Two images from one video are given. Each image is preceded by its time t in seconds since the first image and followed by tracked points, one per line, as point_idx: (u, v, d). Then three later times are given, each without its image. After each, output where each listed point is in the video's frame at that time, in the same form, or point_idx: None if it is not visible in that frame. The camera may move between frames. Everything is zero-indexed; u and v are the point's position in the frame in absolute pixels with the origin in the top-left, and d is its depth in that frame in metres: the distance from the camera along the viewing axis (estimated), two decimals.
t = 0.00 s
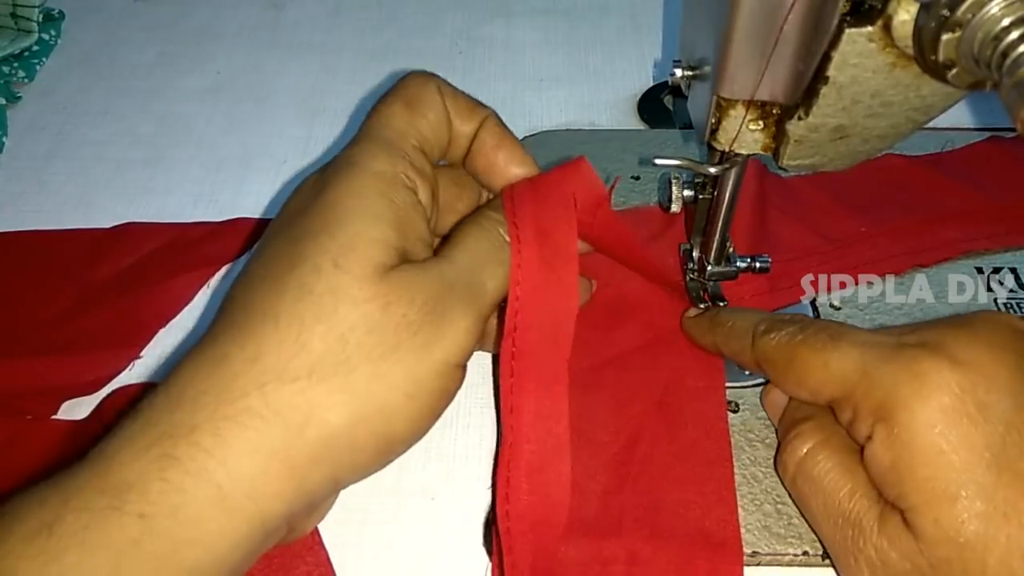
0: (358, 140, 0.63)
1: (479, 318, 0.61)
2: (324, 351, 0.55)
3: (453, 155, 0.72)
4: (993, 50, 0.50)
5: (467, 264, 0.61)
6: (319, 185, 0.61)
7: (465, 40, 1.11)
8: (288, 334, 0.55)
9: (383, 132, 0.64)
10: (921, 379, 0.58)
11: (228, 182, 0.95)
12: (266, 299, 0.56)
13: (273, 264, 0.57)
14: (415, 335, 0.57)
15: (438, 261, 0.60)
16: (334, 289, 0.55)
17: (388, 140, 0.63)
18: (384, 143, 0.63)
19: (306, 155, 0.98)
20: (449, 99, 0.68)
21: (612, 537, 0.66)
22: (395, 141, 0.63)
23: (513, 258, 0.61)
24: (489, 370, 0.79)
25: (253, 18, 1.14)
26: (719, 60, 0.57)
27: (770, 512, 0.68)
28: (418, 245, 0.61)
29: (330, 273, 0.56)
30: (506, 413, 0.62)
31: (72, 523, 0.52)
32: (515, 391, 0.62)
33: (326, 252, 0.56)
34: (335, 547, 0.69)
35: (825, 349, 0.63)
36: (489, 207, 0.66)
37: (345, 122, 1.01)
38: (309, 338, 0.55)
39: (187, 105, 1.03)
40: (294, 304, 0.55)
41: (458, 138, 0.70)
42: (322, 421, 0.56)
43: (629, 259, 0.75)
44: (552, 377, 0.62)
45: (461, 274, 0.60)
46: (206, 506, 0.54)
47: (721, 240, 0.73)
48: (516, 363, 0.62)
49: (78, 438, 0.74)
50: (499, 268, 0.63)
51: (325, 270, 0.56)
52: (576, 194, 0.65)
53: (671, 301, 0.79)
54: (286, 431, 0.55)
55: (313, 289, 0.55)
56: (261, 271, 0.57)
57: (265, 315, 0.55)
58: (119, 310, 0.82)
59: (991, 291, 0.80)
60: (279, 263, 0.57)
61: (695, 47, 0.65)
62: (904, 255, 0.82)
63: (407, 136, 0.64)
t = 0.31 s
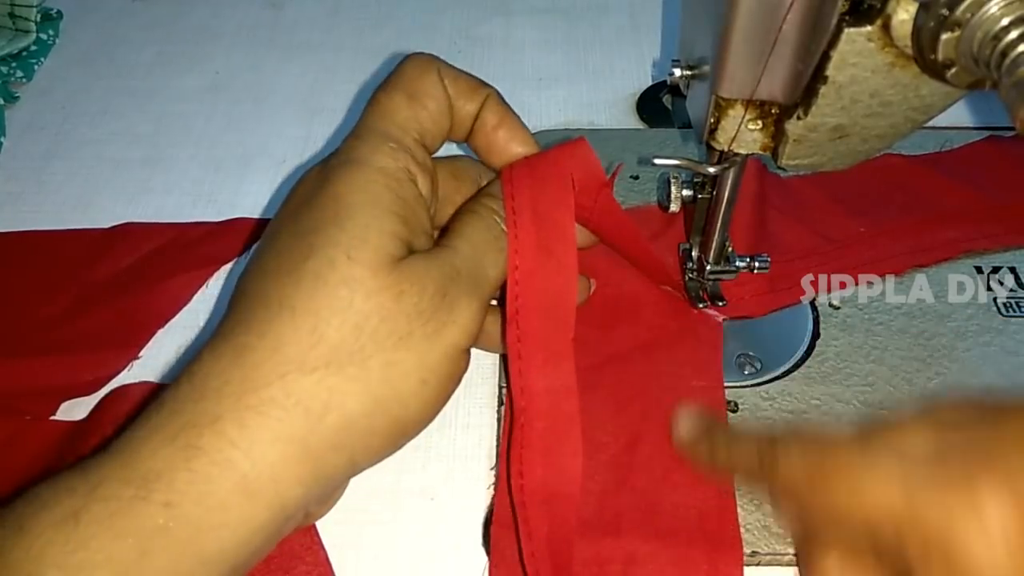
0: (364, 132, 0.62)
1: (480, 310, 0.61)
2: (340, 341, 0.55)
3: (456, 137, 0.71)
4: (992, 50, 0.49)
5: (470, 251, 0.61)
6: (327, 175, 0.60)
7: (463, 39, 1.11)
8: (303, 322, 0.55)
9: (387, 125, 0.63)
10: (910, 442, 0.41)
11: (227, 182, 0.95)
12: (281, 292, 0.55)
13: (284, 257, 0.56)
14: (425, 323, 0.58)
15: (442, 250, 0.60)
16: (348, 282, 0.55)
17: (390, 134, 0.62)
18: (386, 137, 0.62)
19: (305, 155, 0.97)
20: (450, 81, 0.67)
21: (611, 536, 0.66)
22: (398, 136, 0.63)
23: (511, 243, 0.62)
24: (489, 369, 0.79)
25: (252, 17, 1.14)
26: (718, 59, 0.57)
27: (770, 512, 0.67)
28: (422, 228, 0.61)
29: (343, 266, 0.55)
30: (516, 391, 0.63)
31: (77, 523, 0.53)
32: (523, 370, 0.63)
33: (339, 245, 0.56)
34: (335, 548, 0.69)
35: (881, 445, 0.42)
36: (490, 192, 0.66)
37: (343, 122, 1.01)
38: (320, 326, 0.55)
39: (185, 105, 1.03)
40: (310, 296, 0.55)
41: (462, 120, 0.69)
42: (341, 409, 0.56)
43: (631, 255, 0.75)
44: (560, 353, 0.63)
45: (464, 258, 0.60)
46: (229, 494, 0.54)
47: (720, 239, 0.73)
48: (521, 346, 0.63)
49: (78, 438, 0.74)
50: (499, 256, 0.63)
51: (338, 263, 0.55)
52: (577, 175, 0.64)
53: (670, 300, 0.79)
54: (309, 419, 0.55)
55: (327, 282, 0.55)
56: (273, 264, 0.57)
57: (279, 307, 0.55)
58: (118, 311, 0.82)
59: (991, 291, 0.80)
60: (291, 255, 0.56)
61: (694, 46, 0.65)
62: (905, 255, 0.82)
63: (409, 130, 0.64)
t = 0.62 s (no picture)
0: (367, 132, 0.63)
1: (483, 308, 0.61)
2: (342, 344, 0.56)
3: (457, 141, 0.71)
4: (994, 50, 0.50)
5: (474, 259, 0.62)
6: (329, 175, 0.60)
7: (464, 39, 1.11)
8: (306, 324, 0.55)
9: (388, 126, 0.63)
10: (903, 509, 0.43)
11: (228, 181, 0.95)
12: (284, 290, 0.55)
13: (286, 256, 0.56)
14: (427, 325, 0.58)
15: (444, 251, 0.60)
16: (348, 283, 0.55)
17: (391, 135, 0.63)
18: (386, 137, 0.62)
19: (306, 155, 0.97)
20: (451, 85, 0.67)
21: (611, 537, 0.66)
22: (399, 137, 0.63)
23: (515, 241, 0.61)
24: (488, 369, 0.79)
25: (254, 17, 1.14)
26: (720, 59, 0.57)
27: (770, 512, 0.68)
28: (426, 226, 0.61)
29: (344, 267, 0.55)
30: (519, 390, 0.63)
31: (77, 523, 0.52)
32: (527, 368, 0.63)
33: (340, 246, 0.56)
34: (336, 547, 0.69)
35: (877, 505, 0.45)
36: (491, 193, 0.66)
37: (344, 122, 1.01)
38: (321, 328, 0.55)
39: (187, 104, 1.03)
40: (311, 296, 0.55)
41: (463, 124, 0.69)
42: (341, 411, 0.56)
43: (634, 253, 0.75)
44: (560, 353, 0.63)
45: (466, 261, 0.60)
46: (229, 495, 0.54)
47: (721, 240, 0.73)
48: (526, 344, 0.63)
49: (78, 437, 0.74)
50: (502, 257, 0.63)
51: (339, 263, 0.56)
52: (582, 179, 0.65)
53: (671, 299, 0.79)
54: (309, 423, 0.55)
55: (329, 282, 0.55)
56: (276, 263, 0.57)
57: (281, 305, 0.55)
58: (118, 310, 0.82)
59: (991, 291, 0.80)
60: (292, 254, 0.56)
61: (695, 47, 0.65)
62: (905, 255, 0.82)
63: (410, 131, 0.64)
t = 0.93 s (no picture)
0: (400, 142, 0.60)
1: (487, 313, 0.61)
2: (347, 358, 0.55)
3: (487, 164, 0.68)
4: (994, 50, 0.50)
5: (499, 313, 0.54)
6: (350, 183, 0.57)
7: (465, 40, 1.11)
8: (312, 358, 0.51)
9: (424, 138, 0.61)
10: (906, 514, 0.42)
11: (229, 181, 0.95)
12: (290, 305, 0.52)
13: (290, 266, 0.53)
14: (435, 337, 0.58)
15: (451, 276, 0.53)
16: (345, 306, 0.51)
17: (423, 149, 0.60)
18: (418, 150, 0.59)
19: (307, 155, 0.97)
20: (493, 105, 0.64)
21: (611, 539, 0.66)
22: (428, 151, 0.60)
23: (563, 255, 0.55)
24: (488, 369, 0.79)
25: (255, 16, 1.14)
26: (720, 60, 0.57)
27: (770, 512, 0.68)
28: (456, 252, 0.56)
29: (343, 291, 0.52)
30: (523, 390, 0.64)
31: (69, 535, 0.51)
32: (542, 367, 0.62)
33: (342, 264, 0.52)
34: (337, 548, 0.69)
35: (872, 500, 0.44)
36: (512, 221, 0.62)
37: (345, 121, 1.01)
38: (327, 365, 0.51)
39: (188, 104, 1.03)
40: (304, 318, 0.51)
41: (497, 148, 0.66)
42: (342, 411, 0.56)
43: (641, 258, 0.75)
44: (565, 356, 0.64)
45: (484, 288, 0.53)
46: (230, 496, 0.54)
47: (721, 240, 0.73)
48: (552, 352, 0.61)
49: (79, 437, 0.74)
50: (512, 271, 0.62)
51: (347, 280, 0.52)
52: (636, 217, 0.59)
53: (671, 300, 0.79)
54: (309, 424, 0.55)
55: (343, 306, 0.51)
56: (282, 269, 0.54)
57: (286, 309, 0.51)
58: (119, 310, 0.82)
59: (992, 291, 0.80)
60: (296, 266, 0.53)
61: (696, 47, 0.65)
62: (905, 255, 0.82)
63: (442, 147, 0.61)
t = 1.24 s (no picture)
0: (488, 235, 0.54)
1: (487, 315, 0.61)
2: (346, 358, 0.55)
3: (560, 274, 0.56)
4: (994, 50, 0.50)
5: (524, 418, 0.52)
6: (415, 276, 0.53)
7: (465, 39, 1.11)
8: (343, 430, 0.49)
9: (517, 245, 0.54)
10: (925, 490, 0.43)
11: (229, 181, 0.95)
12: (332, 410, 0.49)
13: (319, 364, 0.50)
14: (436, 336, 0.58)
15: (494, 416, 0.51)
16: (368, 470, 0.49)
17: (511, 261, 0.54)
18: (504, 260, 0.54)
19: (307, 154, 0.97)
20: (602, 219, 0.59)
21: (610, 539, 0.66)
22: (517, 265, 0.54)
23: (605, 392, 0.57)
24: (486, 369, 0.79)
25: (255, 16, 1.14)
26: (721, 60, 0.57)
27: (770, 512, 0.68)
28: (506, 329, 0.54)
29: (372, 456, 0.49)
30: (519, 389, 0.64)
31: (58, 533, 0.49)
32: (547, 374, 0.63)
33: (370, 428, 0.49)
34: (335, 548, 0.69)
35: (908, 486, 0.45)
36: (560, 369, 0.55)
37: (345, 121, 1.01)
38: (351, 440, 0.49)
39: (188, 104, 1.03)
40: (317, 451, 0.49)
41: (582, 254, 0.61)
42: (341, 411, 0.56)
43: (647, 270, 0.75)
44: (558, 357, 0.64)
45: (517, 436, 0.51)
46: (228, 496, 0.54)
47: (721, 240, 0.73)
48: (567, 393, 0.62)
49: (79, 436, 0.74)
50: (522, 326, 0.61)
51: (385, 430, 0.49)
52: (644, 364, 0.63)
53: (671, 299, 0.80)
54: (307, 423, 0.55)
55: (395, 377, 0.49)
56: (331, 308, 0.52)
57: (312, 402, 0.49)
58: (119, 311, 0.82)
59: (992, 291, 0.80)
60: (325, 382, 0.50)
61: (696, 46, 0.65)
62: (904, 256, 0.82)
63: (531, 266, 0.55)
